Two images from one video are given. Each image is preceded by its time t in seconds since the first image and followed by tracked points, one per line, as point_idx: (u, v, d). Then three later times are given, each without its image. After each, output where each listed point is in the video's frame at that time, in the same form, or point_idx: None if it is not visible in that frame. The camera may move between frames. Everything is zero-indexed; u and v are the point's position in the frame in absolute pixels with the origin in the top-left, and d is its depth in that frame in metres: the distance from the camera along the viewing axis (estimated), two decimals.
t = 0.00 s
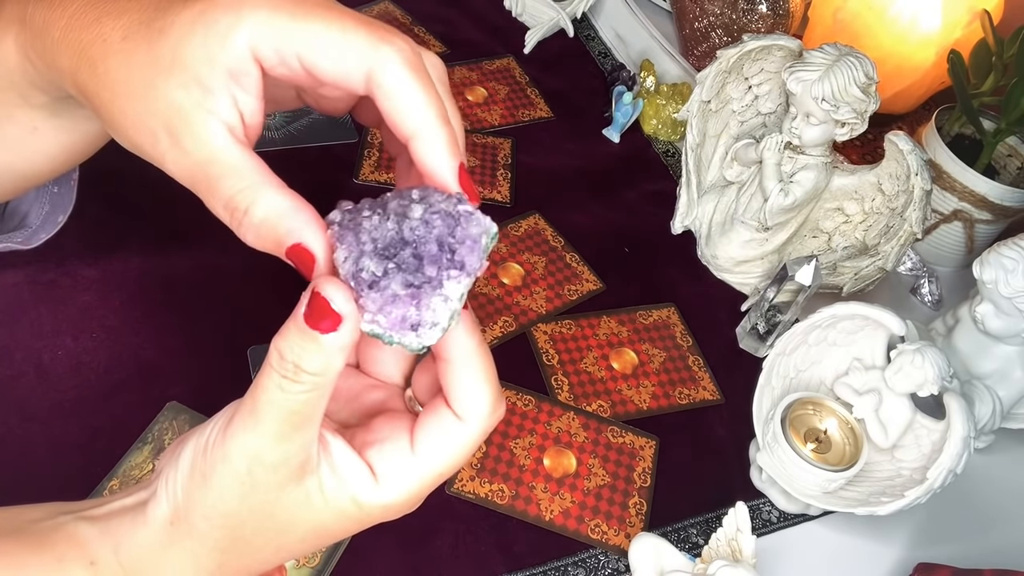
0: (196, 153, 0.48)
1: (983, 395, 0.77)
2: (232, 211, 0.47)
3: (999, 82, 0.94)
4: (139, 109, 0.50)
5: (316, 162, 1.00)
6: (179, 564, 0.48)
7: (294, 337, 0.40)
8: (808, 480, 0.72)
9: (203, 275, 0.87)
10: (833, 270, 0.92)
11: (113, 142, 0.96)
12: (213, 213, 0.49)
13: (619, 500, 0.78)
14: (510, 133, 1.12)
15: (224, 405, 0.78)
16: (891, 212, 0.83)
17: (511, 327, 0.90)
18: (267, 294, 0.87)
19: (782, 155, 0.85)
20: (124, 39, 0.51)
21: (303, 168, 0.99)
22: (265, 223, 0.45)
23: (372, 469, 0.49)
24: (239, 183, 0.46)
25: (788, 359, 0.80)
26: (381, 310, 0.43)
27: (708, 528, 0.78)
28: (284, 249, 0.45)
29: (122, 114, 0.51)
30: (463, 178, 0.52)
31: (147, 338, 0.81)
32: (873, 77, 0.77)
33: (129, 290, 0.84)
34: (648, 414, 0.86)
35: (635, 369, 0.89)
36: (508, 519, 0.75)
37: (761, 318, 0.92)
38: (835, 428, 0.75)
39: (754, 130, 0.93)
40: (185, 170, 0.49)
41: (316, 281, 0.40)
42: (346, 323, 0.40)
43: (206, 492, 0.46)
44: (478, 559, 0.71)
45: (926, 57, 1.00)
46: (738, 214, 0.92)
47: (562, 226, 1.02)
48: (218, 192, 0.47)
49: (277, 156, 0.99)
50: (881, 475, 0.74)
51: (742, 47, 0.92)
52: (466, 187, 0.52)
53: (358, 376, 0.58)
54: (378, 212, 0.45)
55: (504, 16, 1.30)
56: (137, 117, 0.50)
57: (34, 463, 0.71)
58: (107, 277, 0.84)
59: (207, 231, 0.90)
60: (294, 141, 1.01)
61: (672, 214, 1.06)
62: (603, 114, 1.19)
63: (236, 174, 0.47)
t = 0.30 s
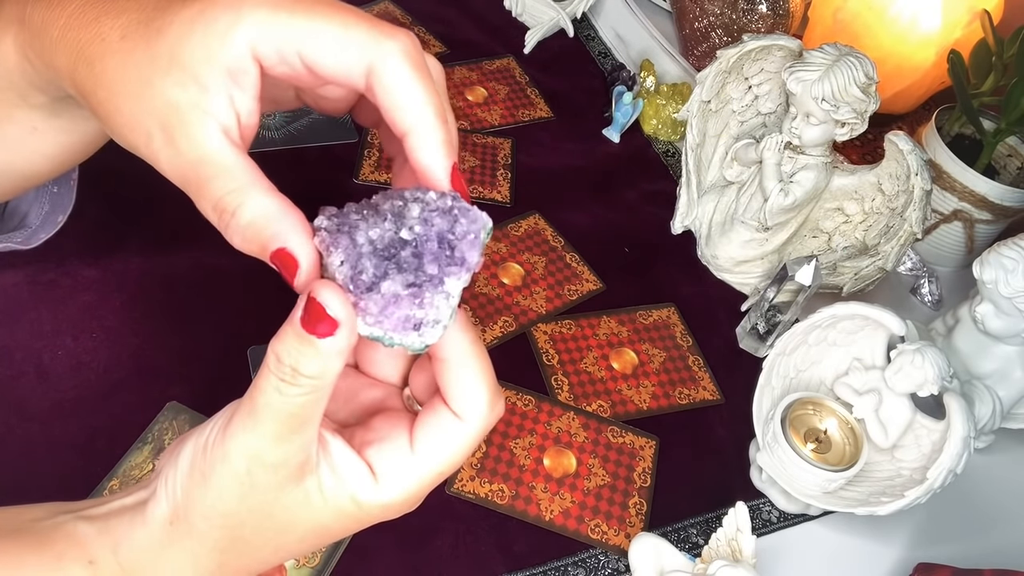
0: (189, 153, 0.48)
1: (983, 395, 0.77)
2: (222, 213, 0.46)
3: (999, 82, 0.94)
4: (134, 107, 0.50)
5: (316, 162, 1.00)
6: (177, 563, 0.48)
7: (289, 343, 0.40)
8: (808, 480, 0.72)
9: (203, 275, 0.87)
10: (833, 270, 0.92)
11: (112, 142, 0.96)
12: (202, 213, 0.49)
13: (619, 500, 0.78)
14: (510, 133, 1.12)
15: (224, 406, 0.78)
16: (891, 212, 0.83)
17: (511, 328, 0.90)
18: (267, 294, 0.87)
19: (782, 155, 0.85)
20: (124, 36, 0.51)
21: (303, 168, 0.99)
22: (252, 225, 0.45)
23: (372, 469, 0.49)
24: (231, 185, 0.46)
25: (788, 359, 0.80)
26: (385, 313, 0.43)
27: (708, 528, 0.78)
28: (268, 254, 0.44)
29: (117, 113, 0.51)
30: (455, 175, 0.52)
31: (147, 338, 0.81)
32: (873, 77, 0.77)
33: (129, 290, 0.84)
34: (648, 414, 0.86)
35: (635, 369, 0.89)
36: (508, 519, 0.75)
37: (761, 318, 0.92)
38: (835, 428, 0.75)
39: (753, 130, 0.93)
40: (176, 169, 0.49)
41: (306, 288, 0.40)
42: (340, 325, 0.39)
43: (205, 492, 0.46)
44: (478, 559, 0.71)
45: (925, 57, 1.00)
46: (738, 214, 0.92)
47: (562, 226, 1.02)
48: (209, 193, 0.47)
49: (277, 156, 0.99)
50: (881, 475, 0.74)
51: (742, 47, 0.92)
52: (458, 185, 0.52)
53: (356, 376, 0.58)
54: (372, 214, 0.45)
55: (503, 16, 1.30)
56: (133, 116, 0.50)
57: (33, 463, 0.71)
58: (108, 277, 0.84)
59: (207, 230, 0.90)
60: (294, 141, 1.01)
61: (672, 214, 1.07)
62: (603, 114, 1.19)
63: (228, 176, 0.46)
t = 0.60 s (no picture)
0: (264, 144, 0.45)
1: (984, 395, 0.77)
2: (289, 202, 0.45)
3: (999, 82, 0.94)
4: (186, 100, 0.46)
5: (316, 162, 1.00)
6: (173, 548, 0.47)
7: (327, 296, 0.40)
8: (807, 480, 0.72)
9: (203, 275, 0.87)
10: (833, 270, 0.92)
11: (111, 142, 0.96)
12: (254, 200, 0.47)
13: (619, 500, 0.78)
14: (510, 133, 1.12)
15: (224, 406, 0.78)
16: (891, 212, 0.83)
17: (512, 328, 0.90)
18: (267, 295, 0.87)
19: (782, 155, 0.85)
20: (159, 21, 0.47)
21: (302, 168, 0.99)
22: (306, 211, 0.45)
23: (376, 446, 0.49)
24: (277, 168, 0.45)
25: (788, 359, 0.80)
26: (406, 271, 0.42)
27: (708, 528, 0.78)
28: (329, 232, 0.45)
29: (161, 101, 0.47)
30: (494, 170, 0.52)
31: (147, 338, 0.81)
32: (873, 77, 0.77)
33: (129, 290, 0.84)
34: (648, 414, 0.86)
35: (635, 369, 0.89)
36: (509, 519, 0.75)
37: (761, 318, 0.92)
38: (835, 428, 0.75)
39: (753, 130, 0.93)
40: (222, 154, 0.46)
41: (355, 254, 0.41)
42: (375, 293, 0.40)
43: (210, 464, 0.45)
44: (479, 559, 0.71)
45: (926, 57, 1.00)
46: (738, 214, 0.92)
47: (561, 226, 1.02)
48: (255, 178, 0.45)
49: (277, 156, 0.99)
50: (881, 475, 0.74)
51: (742, 47, 0.92)
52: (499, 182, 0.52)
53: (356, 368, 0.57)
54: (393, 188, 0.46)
55: (503, 16, 1.30)
56: (167, 92, 0.46)
57: (32, 463, 0.71)
58: (108, 277, 0.84)
59: (208, 230, 0.90)
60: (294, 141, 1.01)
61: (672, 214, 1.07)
62: (603, 114, 1.19)
63: (275, 159, 0.45)
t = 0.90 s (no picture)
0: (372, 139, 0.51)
1: (983, 395, 0.77)
2: (402, 189, 0.52)
3: (999, 82, 0.94)
4: (284, 94, 0.52)
5: (316, 162, 1.00)
6: (161, 520, 0.42)
7: (449, 382, 0.44)
8: (807, 480, 0.72)
9: (203, 275, 0.87)
10: (833, 270, 0.92)
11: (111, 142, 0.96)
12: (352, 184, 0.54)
13: (619, 500, 0.78)
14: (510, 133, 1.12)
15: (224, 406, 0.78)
16: (891, 212, 0.84)
17: (512, 328, 0.90)
18: (267, 295, 0.87)
19: (782, 155, 0.85)
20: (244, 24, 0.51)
21: (303, 168, 0.99)
22: (401, 191, 0.52)
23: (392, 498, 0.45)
24: (378, 162, 0.51)
25: (788, 359, 0.80)
26: (494, 236, 0.62)
27: (707, 528, 0.78)
28: (419, 209, 0.53)
29: (262, 103, 0.53)
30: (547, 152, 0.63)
31: (147, 338, 0.81)
32: (872, 77, 0.77)
33: (129, 290, 0.84)
34: (648, 414, 0.86)
35: (635, 369, 0.89)
36: (508, 519, 0.74)
37: (761, 318, 0.92)
38: (835, 428, 0.75)
39: (753, 130, 0.93)
40: (327, 147, 0.52)
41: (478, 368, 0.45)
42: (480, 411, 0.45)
43: (231, 452, 0.42)
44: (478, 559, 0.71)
45: (926, 58, 1.00)
46: (738, 214, 0.92)
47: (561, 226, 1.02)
48: (357, 169, 0.52)
49: (277, 156, 0.99)
50: (881, 475, 0.74)
51: (741, 47, 0.92)
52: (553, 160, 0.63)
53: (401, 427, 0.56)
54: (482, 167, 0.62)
55: (503, 16, 1.30)
56: (275, 95, 0.52)
57: (32, 463, 0.71)
58: (108, 277, 0.84)
59: (209, 230, 0.91)
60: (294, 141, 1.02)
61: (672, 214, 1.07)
62: (603, 114, 1.19)
63: (376, 154, 0.51)
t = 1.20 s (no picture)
0: (447, 256, 0.73)
1: (983, 395, 0.77)
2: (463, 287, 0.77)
3: (999, 82, 0.94)
4: (381, 221, 0.69)
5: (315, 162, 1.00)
6: (150, 509, 0.49)
7: (447, 424, 0.49)
8: (808, 480, 0.72)
9: (203, 275, 0.87)
10: (833, 270, 0.92)
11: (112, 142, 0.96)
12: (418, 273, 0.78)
13: (619, 500, 0.78)
14: (510, 133, 1.12)
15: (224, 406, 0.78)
16: (891, 212, 0.84)
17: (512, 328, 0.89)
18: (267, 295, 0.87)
19: (782, 155, 0.85)
20: (349, 161, 0.64)
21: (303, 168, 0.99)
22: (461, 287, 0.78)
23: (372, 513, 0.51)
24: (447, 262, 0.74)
25: (788, 359, 0.80)
26: (541, 333, 0.83)
27: (708, 528, 0.78)
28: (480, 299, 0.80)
29: (353, 224, 0.69)
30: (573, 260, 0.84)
31: (147, 338, 0.81)
32: (873, 77, 0.77)
33: (129, 290, 0.84)
34: (649, 414, 0.86)
35: (635, 369, 0.89)
36: (509, 519, 0.74)
37: (761, 318, 0.92)
38: (835, 428, 0.75)
39: (753, 130, 0.93)
40: (409, 253, 0.73)
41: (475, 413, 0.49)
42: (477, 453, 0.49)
43: (228, 446, 0.49)
44: (478, 559, 0.71)
45: (926, 58, 1.00)
46: (738, 214, 0.92)
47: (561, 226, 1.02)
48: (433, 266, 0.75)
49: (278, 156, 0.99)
50: (881, 475, 0.74)
51: (742, 47, 0.92)
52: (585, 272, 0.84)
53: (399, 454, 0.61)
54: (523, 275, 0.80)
55: (504, 16, 1.30)
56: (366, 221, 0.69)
57: (32, 463, 0.71)
58: (108, 277, 0.84)
59: (209, 231, 0.91)
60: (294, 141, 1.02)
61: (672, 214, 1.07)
62: (603, 114, 1.19)
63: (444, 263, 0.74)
